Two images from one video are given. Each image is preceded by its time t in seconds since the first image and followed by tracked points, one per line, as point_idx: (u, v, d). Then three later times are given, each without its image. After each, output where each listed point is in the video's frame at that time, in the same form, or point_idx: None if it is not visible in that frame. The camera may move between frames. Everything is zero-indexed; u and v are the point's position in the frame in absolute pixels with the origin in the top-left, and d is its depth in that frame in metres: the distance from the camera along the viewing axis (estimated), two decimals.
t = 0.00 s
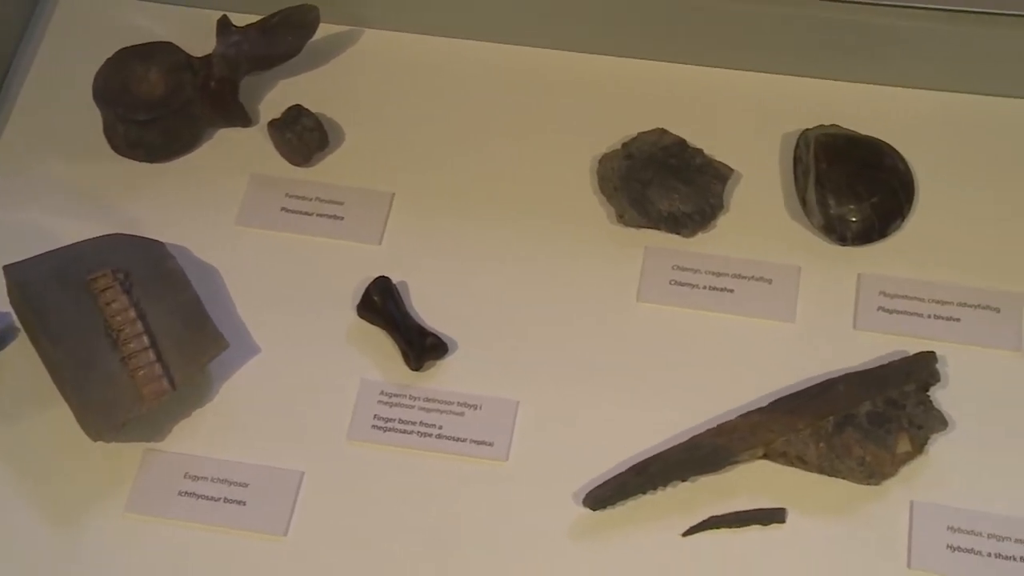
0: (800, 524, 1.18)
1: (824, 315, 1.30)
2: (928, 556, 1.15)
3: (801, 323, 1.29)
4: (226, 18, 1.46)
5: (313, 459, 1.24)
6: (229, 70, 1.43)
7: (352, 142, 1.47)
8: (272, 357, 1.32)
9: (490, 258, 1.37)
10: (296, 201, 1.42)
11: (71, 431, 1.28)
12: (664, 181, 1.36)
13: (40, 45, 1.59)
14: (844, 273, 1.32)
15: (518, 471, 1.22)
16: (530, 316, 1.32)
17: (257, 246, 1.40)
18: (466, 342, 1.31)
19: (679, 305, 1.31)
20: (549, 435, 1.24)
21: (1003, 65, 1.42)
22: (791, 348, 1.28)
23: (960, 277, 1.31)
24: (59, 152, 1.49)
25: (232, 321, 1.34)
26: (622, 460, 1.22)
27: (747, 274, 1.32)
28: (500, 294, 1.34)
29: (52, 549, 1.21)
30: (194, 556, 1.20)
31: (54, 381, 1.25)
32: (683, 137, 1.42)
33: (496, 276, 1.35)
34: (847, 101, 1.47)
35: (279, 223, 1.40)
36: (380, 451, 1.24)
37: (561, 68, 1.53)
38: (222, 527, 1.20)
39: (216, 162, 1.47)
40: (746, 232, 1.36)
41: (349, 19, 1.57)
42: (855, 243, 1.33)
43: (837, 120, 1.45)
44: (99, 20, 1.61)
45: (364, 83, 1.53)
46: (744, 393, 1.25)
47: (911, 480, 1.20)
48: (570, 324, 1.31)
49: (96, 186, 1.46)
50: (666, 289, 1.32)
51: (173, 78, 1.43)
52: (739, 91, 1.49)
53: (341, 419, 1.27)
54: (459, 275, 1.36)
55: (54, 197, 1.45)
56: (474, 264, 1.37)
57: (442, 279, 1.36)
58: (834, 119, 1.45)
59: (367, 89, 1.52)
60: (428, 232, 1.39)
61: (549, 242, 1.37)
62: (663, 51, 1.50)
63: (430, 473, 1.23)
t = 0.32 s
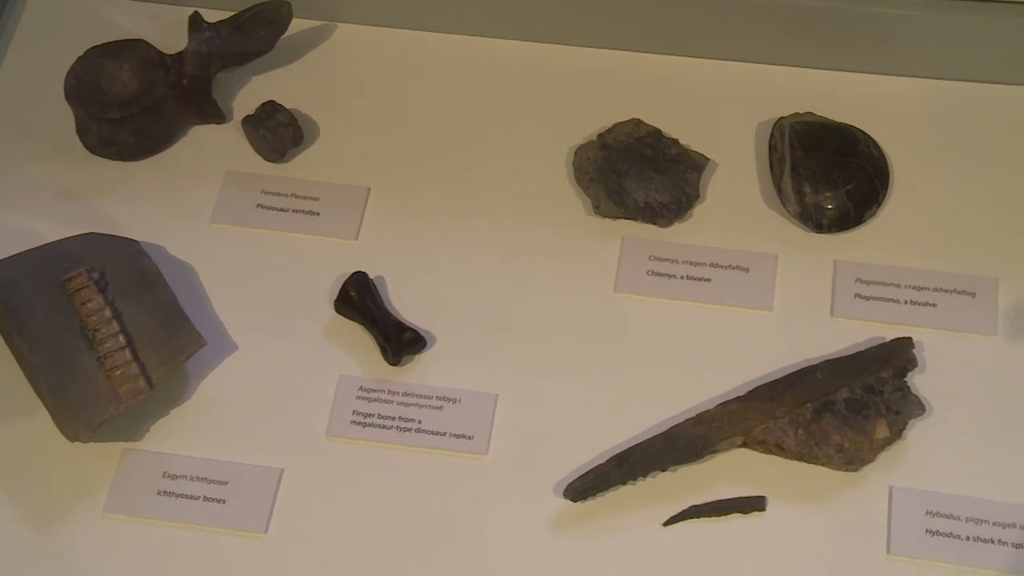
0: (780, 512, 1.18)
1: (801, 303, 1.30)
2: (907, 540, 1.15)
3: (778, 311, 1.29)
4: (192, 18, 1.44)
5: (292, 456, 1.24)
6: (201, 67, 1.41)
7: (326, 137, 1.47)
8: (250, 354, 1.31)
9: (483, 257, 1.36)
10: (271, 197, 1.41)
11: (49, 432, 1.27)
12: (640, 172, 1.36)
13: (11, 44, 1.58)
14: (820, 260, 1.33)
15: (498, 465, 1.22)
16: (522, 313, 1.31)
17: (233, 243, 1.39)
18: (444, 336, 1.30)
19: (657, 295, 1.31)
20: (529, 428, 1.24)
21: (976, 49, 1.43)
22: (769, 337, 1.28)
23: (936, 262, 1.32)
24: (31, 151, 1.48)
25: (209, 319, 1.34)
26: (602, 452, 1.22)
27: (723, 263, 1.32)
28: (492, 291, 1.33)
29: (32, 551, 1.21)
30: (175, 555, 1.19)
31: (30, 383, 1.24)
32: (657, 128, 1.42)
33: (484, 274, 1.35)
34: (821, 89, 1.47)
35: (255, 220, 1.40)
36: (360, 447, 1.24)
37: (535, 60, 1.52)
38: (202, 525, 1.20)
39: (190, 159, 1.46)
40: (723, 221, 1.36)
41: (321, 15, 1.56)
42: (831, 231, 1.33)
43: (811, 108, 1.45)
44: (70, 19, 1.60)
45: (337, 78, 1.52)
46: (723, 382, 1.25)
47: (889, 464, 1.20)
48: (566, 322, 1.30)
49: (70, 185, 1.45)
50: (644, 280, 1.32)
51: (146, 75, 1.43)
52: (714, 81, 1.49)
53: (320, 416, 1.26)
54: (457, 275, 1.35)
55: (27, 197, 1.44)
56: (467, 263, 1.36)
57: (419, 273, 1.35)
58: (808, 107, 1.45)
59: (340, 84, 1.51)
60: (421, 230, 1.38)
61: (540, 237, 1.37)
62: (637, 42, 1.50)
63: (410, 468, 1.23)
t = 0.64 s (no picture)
0: (756, 498, 1.18)
1: (774, 290, 1.30)
2: (883, 524, 1.16)
3: (752, 298, 1.30)
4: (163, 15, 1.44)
5: (268, 454, 1.24)
6: (168, 66, 1.41)
7: (295, 134, 1.46)
8: (223, 354, 1.31)
9: (482, 257, 1.35)
10: (241, 195, 1.41)
11: (22, 437, 1.27)
12: (612, 162, 1.36)
13: None
14: (792, 247, 1.33)
15: (475, 459, 1.22)
16: (513, 311, 1.31)
17: (204, 242, 1.38)
18: (417, 331, 1.30)
19: (630, 285, 1.31)
20: (504, 422, 1.24)
21: (946, 34, 1.41)
22: (744, 324, 1.28)
23: (907, 246, 1.32)
24: None
25: (181, 319, 1.33)
26: (578, 443, 1.22)
27: (696, 251, 1.32)
28: (465, 285, 1.33)
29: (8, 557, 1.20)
30: (152, 556, 1.19)
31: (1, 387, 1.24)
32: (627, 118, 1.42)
33: (457, 268, 1.34)
34: (789, 75, 1.47)
35: (226, 219, 1.39)
36: (336, 444, 1.24)
37: (503, 52, 1.52)
38: (178, 526, 1.20)
39: (159, 158, 1.45)
40: (694, 209, 1.36)
41: (288, 11, 1.56)
42: (802, 217, 1.33)
43: (780, 94, 1.45)
44: (35, 21, 1.59)
45: (305, 74, 1.51)
46: (698, 370, 1.25)
47: (864, 448, 1.20)
48: (562, 320, 1.30)
49: (37, 187, 1.44)
50: (617, 270, 1.32)
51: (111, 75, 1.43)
52: (683, 69, 1.48)
53: (296, 413, 1.26)
54: (456, 274, 1.34)
55: None
56: (466, 263, 1.34)
57: (391, 269, 1.35)
58: (777, 93, 1.45)
59: (308, 80, 1.51)
60: (416, 231, 1.38)
61: (537, 235, 1.36)
62: (604, 32, 1.50)
63: (387, 464, 1.23)
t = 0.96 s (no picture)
0: (732, 487, 1.19)
1: (746, 279, 1.30)
2: (858, 509, 1.16)
3: (724, 287, 1.30)
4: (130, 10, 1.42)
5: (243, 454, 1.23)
6: (134, 65, 1.40)
7: (264, 132, 1.45)
8: (195, 354, 1.30)
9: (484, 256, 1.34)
10: (211, 194, 1.40)
11: None
12: (582, 154, 1.36)
13: None
14: (763, 235, 1.33)
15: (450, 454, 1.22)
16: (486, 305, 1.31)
17: (174, 242, 1.38)
18: (390, 327, 1.30)
19: (603, 277, 1.31)
20: (479, 416, 1.24)
21: (926, 26, 1.42)
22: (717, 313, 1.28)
23: (877, 232, 1.32)
24: None
25: (153, 320, 1.33)
26: (554, 435, 1.22)
27: (668, 242, 1.32)
28: (437, 280, 1.33)
29: None
30: (127, 558, 1.19)
31: None
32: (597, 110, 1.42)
33: (429, 263, 1.34)
34: (758, 63, 1.46)
35: (196, 218, 1.38)
36: (310, 441, 1.24)
37: (471, 46, 1.51)
38: (154, 528, 1.19)
39: (127, 158, 1.44)
40: (665, 199, 1.36)
41: (254, 9, 1.55)
42: (772, 205, 1.33)
43: (749, 83, 1.45)
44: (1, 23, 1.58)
45: (273, 71, 1.51)
46: (673, 361, 1.26)
47: (838, 434, 1.21)
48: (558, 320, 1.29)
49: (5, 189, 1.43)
50: (589, 262, 1.32)
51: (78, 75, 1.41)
52: (651, 59, 1.48)
53: (270, 412, 1.25)
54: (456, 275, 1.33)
55: None
56: (467, 264, 1.34)
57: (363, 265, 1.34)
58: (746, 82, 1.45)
59: (275, 77, 1.50)
60: (416, 231, 1.36)
61: (538, 234, 1.35)
62: (572, 25, 1.49)
63: (363, 460, 1.22)
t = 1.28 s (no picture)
0: (707, 476, 1.19)
1: (718, 268, 1.30)
2: (833, 495, 1.17)
3: (696, 276, 1.30)
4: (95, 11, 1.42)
5: (218, 453, 1.23)
6: (100, 64, 1.39)
7: (232, 130, 1.45)
8: (167, 354, 1.29)
9: (461, 251, 1.34)
10: (180, 195, 1.39)
11: None
12: (552, 147, 1.36)
13: None
14: (733, 224, 1.33)
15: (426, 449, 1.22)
16: (458, 300, 1.30)
17: (144, 243, 1.37)
18: (363, 324, 1.29)
19: (575, 270, 1.31)
20: (454, 411, 1.23)
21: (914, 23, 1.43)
22: (689, 303, 1.28)
23: (848, 218, 1.33)
24: None
25: (125, 321, 1.32)
26: (530, 428, 1.22)
27: (640, 232, 1.32)
28: (410, 275, 1.32)
29: None
30: (103, 561, 1.18)
31: None
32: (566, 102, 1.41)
33: (400, 258, 1.34)
34: (727, 52, 1.46)
35: (167, 218, 1.37)
36: (285, 439, 1.23)
37: (439, 41, 1.50)
38: (129, 530, 1.19)
39: (95, 159, 1.43)
40: (636, 190, 1.36)
41: (220, 6, 1.53)
42: (743, 194, 1.33)
43: (718, 72, 1.44)
44: None
45: (241, 69, 1.50)
46: (646, 351, 1.26)
47: (813, 421, 1.21)
48: (531, 312, 1.29)
49: None
50: (562, 254, 1.32)
51: (42, 77, 1.41)
52: (621, 50, 1.47)
53: (244, 411, 1.25)
54: (432, 271, 1.32)
55: None
56: (443, 259, 1.33)
57: (334, 262, 1.34)
58: (715, 71, 1.45)
59: (244, 75, 1.49)
60: (392, 227, 1.36)
61: (513, 228, 1.34)
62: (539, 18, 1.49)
63: (338, 457, 1.22)
